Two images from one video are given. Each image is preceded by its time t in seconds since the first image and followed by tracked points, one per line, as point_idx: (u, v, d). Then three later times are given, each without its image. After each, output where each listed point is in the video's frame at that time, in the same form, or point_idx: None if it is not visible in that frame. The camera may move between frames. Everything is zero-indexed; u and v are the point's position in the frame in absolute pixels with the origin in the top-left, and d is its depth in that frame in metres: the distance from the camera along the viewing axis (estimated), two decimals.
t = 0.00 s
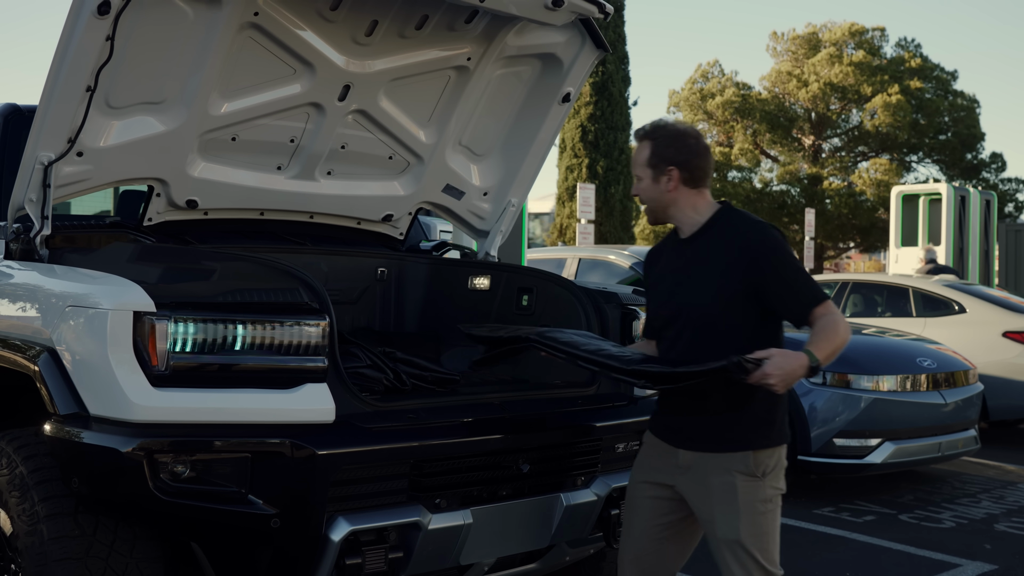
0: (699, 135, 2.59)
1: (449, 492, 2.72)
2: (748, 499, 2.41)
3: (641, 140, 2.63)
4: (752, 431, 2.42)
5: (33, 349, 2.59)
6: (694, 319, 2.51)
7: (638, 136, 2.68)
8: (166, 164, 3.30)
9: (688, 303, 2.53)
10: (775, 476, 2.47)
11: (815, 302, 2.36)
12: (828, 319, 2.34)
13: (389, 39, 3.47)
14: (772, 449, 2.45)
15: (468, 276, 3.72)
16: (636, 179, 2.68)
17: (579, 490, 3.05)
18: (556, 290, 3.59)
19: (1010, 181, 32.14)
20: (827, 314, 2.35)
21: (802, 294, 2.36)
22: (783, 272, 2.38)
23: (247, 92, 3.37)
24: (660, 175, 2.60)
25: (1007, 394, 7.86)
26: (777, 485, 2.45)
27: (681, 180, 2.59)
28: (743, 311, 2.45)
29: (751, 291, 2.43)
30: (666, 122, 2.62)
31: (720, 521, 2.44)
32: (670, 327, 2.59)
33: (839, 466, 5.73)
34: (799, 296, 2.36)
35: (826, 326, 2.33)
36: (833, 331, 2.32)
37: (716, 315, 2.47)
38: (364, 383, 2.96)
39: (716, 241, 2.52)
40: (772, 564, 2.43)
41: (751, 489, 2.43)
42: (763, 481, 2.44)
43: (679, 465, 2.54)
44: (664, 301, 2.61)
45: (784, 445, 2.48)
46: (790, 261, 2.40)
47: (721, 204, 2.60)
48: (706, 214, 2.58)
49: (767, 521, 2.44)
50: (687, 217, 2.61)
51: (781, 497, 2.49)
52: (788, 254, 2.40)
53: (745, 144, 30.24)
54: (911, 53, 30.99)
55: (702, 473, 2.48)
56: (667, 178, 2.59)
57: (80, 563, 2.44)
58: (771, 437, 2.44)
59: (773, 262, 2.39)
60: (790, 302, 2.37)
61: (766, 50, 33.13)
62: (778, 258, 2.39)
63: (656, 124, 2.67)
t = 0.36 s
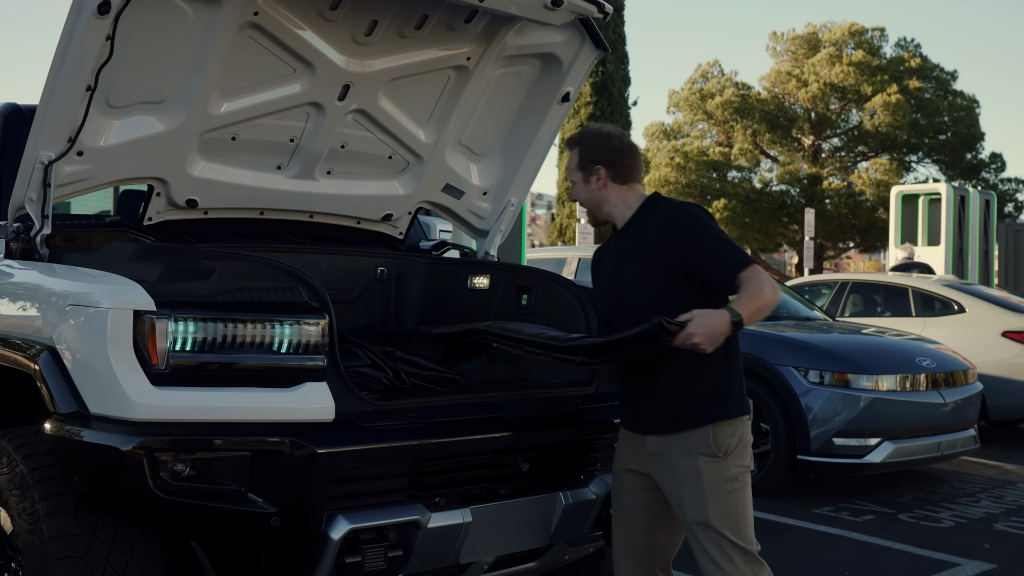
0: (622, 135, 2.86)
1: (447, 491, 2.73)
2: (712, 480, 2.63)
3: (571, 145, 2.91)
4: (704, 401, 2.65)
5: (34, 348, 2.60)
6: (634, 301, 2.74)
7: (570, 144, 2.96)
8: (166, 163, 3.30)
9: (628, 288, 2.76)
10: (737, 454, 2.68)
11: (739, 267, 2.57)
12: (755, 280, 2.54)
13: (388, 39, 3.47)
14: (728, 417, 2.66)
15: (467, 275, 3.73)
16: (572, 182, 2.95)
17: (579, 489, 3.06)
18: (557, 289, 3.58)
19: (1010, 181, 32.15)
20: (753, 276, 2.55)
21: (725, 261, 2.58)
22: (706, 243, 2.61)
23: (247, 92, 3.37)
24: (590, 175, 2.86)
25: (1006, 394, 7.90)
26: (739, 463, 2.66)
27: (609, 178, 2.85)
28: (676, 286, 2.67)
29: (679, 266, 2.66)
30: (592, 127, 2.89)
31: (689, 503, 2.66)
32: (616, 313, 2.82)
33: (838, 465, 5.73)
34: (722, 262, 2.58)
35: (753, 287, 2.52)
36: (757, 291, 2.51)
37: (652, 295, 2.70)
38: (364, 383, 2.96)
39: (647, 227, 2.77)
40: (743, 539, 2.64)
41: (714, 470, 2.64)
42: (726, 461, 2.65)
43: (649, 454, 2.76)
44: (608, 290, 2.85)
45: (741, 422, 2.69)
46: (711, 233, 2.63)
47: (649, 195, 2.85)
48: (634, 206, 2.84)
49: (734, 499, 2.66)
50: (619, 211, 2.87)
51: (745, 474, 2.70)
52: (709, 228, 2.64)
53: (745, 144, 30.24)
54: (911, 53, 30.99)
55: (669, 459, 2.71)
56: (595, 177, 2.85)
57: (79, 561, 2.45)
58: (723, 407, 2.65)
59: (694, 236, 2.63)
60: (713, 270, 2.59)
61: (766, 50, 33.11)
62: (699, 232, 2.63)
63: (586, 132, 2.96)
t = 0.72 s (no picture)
0: (592, 139, 2.96)
1: (447, 491, 2.74)
2: (685, 471, 2.72)
3: (542, 150, 3.01)
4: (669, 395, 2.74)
5: (34, 348, 2.61)
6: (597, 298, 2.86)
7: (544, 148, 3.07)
8: (166, 163, 3.31)
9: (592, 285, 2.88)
10: (710, 444, 2.74)
11: (683, 266, 2.63)
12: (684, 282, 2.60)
13: (388, 39, 3.48)
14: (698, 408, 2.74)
15: (467, 275, 3.76)
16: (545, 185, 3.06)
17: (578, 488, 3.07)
18: (557, 289, 3.67)
19: (1010, 181, 32.17)
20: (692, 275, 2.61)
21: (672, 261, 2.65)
22: (659, 243, 2.68)
23: (247, 92, 3.38)
24: (561, 178, 2.97)
25: (1005, 395, 7.91)
26: (712, 453, 2.74)
27: (580, 180, 2.96)
28: (633, 284, 2.77)
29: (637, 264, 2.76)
30: (563, 132, 3.01)
31: (667, 495, 2.75)
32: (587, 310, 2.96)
33: (837, 465, 5.74)
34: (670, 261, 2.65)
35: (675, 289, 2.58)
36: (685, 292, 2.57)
37: (612, 293, 2.81)
38: (363, 382, 2.97)
39: (612, 226, 2.86)
40: (721, 528, 2.71)
41: (686, 461, 2.73)
42: (698, 452, 2.73)
43: (630, 449, 2.86)
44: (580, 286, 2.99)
45: (713, 414, 2.77)
46: (666, 232, 2.69)
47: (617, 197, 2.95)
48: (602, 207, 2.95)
49: (710, 489, 2.73)
50: (589, 213, 2.99)
51: (722, 464, 2.76)
52: (664, 228, 2.70)
53: (745, 144, 30.25)
54: (911, 53, 31.00)
55: (646, 452, 2.80)
56: (567, 180, 2.97)
57: (79, 560, 2.45)
58: (693, 398, 2.74)
59: (649, 235, 2.71)
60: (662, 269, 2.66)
61: (766, 50, 33.12)
62: (655, 231, 2.70)
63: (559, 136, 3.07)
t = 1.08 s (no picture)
0: (606, 134, 2.99)
1: (448, 490, 2.74)
2: (684, 468, 2.76)
3: (553, 141, 3.00)
4: (629, 391, 2.83)
5: (36, 347, 2.61)
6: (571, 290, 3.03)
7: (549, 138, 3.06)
8: (167, 163, 3.31)
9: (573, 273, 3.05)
10: (708, 439, 2.79)
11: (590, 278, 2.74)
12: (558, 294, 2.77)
13: (389, 39, 3.48)
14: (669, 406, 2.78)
15: (467, 275, 3.75)
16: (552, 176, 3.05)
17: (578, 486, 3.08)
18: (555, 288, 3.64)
19: (1009, 181, 32.19)
20: (585, 289, 2.73)
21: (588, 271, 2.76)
22: (599, 250, 2.78)
23: (249, 91, 3.38)
24: (574, 169, 2.98)
25: (1006, 395, 7.92)
26: (710, 449, 2.78)
27: (593, 174, 2.99)
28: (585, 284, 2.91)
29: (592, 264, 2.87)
30: (574, 124, 3.01)
31: (667, 491, 2.79)
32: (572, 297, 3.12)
33: (837, 464, 5.75)
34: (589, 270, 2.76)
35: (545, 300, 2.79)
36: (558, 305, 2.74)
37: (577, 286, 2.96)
38: (364, 381, 2.97)
39: (589, 225, 2.96)
40: (722, 522, 2.76)
41: (686, 458, 2.77)
42: (696, 448, 2.77)
43: (625, 447, 2.88)
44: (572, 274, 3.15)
45: (707, 409, 2.81)
46: (614, 240, 2.77)
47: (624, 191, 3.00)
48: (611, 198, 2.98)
49: (709, 484, 2.77)
50: (598, 205, 3.01)
51: (719, 459, 2.81)
52: (616, 232, 2.77)
53: (745, 144, 30.25)
54: (911, 53, 31.00)
55: (643, 449, 2.83)
56: (580, 172, 2.98)
57: (83, 559, 2.47)
58: (679, 393, 2.78)
59: (598, 240, 2.81)
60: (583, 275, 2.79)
61: (765, 50, 33.12)
62: (607, 231, 2.80)
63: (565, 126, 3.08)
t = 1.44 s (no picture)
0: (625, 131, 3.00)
1: (445, 489, 2.74)
2: (687, 471, 2.75)
3: (575, 135, 2.94)
4: (637, 393, 2.81)
5: (34, 347, 2.61)
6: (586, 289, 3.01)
7: (566, 132, 3.01)
8: (165, 162, 3.32)
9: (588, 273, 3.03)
10: (713, 444, 2.78)
11: (616, 280, 2.72)
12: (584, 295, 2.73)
13: (387, 39, 3.48)
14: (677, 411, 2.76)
15: (465, 275, 3.76)
16: (570, 171, 2.99)
17: (575, 486, 3.08)
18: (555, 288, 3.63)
19: (1008, 181, 32.20)
20: (612, 292, 2.71)
21: (617, 273, 2.74)
22: (623, 252, 2.76)
23: (247, 91, 3.39)
24: (597, 165, 2.95)
25: (1004, 394, 7.93)
26: (714, 454, 2.77)
27: (615, 170, 2.97)
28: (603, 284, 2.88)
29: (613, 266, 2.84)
30: (593, 119, 2.98)
31: (669, 494, 2.79)
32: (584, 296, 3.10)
33: (835, 464, 5.76)
34: (615, 272, 2.74)
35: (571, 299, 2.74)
36: (583, 306, 2.71)
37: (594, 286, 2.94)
38: (362, 381, 2.97)
39: (610, 225, 2.94)
40: (724, 526, 2.76)
41: (689, 462, 2.77)
42: (700, 453, 2.76)
43: (630, 448, 2.89)
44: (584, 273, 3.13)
45: (713, 414, 2.80)
46: (637, 244, 2.75)
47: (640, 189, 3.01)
48: (631, 195, 2.98)
49: (712, 489, 2.77)
50: (617, 201, 2.99)
51: (723, 464, 2.80)
52: (642, 235, 2.75)
53: (744, 144, 30.24)
54: (910, 53, 31.00)
55: (647, 451, 2.83)
56: (602, 167, 2.96)
57: (80, 558, 2.47)
58: (688, 397, 2.77)
59: (621, 242, 2.79)
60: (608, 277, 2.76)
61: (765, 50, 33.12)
62: (632, 233, 2.77)
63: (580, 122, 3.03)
